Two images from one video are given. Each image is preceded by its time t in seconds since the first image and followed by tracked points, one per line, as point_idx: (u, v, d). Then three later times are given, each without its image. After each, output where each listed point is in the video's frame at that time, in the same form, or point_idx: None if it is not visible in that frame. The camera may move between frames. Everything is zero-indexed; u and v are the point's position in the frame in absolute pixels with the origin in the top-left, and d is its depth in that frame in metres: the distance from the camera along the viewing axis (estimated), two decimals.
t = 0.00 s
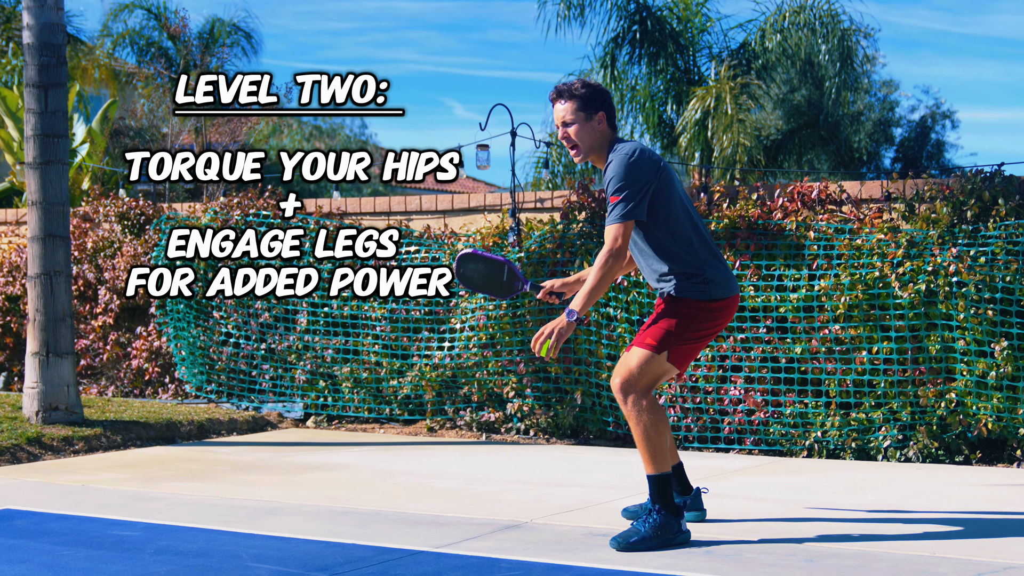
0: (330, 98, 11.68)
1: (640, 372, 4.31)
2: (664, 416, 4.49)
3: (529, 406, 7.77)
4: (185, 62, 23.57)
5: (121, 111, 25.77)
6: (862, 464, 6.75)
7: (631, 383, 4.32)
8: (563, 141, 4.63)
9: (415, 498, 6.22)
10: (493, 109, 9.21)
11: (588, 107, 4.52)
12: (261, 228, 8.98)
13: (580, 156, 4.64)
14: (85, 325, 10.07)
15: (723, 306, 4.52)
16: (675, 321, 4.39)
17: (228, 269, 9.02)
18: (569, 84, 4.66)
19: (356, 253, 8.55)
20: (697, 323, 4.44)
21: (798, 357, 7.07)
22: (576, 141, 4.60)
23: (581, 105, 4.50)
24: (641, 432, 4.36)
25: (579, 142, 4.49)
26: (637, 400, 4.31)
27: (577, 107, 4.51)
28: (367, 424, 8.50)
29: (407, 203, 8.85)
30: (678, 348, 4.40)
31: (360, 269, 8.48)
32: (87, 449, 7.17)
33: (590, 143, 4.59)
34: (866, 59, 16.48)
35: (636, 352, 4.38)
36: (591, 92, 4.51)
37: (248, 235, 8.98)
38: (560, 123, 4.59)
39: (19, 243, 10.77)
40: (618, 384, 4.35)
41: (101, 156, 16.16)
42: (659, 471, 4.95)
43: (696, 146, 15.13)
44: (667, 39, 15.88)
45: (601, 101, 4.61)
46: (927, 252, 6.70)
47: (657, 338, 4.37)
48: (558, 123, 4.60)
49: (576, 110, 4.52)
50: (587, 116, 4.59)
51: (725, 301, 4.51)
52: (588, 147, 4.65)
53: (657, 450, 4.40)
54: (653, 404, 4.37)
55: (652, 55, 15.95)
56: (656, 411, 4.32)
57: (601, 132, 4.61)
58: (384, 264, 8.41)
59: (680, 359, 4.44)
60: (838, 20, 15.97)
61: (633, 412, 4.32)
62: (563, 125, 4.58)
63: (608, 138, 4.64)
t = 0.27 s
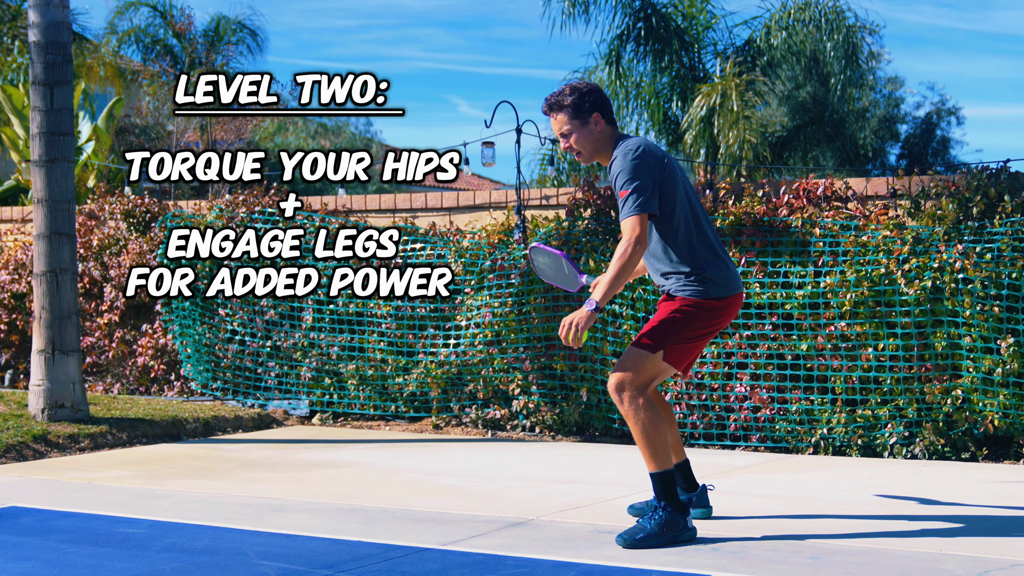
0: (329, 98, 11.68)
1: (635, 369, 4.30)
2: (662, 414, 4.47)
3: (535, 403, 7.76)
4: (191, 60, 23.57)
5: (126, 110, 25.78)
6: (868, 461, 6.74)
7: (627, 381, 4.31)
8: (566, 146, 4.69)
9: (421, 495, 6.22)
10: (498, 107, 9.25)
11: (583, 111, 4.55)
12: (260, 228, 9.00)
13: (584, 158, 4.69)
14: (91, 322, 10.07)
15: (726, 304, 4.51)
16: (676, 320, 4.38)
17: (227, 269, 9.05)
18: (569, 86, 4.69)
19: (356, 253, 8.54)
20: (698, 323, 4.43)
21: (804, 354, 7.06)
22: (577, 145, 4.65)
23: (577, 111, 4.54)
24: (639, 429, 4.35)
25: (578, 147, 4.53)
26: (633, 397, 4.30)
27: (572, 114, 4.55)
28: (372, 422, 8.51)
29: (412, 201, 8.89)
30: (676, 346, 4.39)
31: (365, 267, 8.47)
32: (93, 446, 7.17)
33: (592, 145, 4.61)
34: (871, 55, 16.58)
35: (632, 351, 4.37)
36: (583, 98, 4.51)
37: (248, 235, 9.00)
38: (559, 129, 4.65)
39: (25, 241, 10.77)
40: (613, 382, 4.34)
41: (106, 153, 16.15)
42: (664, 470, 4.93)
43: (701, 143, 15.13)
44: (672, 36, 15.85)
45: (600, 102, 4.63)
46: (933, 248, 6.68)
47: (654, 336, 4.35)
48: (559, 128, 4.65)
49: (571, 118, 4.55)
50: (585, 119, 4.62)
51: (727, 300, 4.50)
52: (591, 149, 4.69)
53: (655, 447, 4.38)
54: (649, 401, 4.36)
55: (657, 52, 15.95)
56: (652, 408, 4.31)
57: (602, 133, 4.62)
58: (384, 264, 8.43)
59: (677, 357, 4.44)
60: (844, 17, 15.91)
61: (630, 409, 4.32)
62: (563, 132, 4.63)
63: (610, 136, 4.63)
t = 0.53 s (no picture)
0: (330, 98, 11.69)
1: (640, 374, 4.30)
2: (666, 416, 4.48)
3: (542, 403, 7.76)
4: (197, 60, 23.57)
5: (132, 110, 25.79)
6: (875, 460, 6.74)
7: (634, 386, 4.31)
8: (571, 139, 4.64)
9: (429, 495, 6.21)
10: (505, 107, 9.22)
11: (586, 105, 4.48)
12: (258, 227, 9.05)
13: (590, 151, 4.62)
14: (98, 322, 10.07)
15: (728, 307, 4.51)
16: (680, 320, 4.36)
17: (227, 269, 9.08)
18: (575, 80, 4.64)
19: (356, 253, 8.57)
20: (701, 325, 4.42)
21: (811, 353, 7.07)
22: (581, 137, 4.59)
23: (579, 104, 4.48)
24: (646, 433, 4.36)
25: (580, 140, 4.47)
26: (640, 403, 4.30)
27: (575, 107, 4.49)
28: (379, 421, 8.51)
29: (419, 201, 8.86)
30: (680, 349, 4.37)
31: (371, 267, 8.48)
32: (100, 446, 7.18)
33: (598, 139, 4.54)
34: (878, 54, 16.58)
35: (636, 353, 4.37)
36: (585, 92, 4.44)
37: (249, 235, 9.03)
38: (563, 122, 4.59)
39: (32, 241, 10.78)
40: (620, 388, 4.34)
41: (113, 153, 16.15)
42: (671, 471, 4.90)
43: (708, 143, 15.14)
44: (678, 35, 15.82)
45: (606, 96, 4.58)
46: (940, 248, 6.69)
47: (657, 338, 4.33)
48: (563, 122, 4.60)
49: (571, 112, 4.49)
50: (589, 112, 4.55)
51: (730, 304, 4.50)
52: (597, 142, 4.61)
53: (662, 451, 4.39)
54: (655, 404, 4.37)
55: (663, 52, 15.87)
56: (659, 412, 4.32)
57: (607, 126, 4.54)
58: (385, 264, 8.45)
59: (681, 360, 4.43)
60: (850, 17, 15.99)
61: (636, 414, 4.32)
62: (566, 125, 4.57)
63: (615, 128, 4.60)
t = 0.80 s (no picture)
0: (330, 98, 11.67)
1: (674, 377, 4.26)
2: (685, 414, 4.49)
3: (547, 403, 7.77)
4: (200, 60, 23.56)
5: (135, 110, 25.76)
6: (879, 461, 6.76)
7: (667, 388, 4.27)
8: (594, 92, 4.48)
9: (434, 495, 6.21)
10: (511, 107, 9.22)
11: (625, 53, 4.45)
12: (260, 227, 9.03)
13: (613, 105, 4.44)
14: (102, 322, 10.06)
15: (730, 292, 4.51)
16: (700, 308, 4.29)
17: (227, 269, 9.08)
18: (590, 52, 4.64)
19: (356, 253, 8.55)
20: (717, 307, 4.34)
21: (815, 353, 7.08)
22: (610, 87, 4.45)
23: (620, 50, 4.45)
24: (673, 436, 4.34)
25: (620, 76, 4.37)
26: (675, 409, 4.26)
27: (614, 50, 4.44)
28: (384, 422, 8.51)
29: (423, 201, 8.88)
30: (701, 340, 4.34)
31: (374, 267, 8.45)
32: (105, 447, 7.17)
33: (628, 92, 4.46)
34: (882, 54, 16.64)
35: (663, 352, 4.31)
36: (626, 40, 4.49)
37: (249, 235, 9.02)
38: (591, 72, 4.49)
39: (35, 241, 10.77)
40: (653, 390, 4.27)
41: (117, 153, 16.14)
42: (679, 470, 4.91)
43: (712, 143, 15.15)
44: (683, 36, 15.88)
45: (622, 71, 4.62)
46: (944, 248, 6.69)
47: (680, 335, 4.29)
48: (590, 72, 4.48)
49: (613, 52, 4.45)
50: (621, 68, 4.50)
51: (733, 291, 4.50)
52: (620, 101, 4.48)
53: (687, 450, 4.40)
54: (683, 407, 4.36)
55: (668, 52, 16.01)
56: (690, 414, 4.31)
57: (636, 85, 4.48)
58: (383, 264, 8.46)
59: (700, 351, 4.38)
60: (855, 18, 16.03)
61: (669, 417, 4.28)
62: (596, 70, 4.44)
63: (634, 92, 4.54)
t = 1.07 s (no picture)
0: (330, 98, 11.67)
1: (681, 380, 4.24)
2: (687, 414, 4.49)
3: (548, 404, 7.77)
4: (201, 61, 23.56)
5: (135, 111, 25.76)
6: (880, 462, 6.75)
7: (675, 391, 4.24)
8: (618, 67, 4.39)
9: (435, 496, 6.22)
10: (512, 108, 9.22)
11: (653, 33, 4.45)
12: (261, 227, 9.02)
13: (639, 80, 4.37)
14: (103, 323, 10.06)
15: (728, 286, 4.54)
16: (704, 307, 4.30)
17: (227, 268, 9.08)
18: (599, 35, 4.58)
19: (356, 253, 8.56)
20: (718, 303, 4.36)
21: (816, 354, 7.08)
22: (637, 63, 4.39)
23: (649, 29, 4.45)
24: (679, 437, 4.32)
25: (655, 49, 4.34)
26: (682, 412, 4.24)
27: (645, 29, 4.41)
28: (385, 423, 8.51)
29: (424, 202, 8.88)
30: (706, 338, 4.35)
31: (376, 269, 8.44)
32: (106, 448, 7.17)
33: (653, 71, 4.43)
34: (883, 56, 16.69)
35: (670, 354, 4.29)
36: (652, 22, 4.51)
37: (249, 234, 9.01)
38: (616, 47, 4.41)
39: (36, 242, 10.77)
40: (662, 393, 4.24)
41: (117, 154, 16.14)
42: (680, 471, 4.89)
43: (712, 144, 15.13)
44: (683, 37, 15.90)
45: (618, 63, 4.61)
46: (944, 249, 6.69)
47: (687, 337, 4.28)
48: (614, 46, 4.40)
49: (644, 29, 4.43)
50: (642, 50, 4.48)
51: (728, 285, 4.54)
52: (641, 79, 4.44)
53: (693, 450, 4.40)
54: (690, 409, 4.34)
55: (669, 54, 16.07)
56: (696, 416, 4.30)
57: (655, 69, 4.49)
58: (384, 264, 8.46)
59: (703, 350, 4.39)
60: (855, 19, 16.01)
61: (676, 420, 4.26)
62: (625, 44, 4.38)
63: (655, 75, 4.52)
